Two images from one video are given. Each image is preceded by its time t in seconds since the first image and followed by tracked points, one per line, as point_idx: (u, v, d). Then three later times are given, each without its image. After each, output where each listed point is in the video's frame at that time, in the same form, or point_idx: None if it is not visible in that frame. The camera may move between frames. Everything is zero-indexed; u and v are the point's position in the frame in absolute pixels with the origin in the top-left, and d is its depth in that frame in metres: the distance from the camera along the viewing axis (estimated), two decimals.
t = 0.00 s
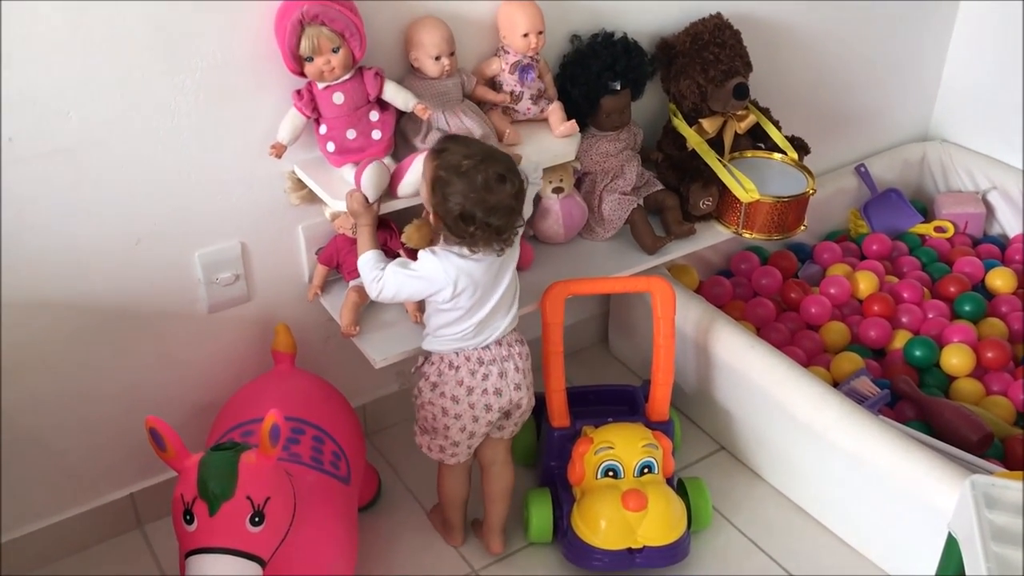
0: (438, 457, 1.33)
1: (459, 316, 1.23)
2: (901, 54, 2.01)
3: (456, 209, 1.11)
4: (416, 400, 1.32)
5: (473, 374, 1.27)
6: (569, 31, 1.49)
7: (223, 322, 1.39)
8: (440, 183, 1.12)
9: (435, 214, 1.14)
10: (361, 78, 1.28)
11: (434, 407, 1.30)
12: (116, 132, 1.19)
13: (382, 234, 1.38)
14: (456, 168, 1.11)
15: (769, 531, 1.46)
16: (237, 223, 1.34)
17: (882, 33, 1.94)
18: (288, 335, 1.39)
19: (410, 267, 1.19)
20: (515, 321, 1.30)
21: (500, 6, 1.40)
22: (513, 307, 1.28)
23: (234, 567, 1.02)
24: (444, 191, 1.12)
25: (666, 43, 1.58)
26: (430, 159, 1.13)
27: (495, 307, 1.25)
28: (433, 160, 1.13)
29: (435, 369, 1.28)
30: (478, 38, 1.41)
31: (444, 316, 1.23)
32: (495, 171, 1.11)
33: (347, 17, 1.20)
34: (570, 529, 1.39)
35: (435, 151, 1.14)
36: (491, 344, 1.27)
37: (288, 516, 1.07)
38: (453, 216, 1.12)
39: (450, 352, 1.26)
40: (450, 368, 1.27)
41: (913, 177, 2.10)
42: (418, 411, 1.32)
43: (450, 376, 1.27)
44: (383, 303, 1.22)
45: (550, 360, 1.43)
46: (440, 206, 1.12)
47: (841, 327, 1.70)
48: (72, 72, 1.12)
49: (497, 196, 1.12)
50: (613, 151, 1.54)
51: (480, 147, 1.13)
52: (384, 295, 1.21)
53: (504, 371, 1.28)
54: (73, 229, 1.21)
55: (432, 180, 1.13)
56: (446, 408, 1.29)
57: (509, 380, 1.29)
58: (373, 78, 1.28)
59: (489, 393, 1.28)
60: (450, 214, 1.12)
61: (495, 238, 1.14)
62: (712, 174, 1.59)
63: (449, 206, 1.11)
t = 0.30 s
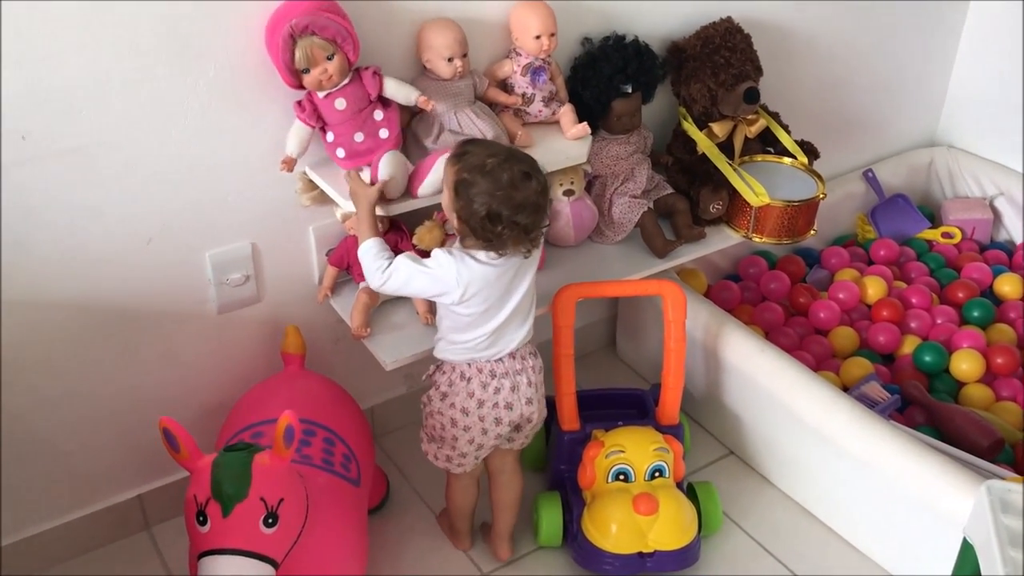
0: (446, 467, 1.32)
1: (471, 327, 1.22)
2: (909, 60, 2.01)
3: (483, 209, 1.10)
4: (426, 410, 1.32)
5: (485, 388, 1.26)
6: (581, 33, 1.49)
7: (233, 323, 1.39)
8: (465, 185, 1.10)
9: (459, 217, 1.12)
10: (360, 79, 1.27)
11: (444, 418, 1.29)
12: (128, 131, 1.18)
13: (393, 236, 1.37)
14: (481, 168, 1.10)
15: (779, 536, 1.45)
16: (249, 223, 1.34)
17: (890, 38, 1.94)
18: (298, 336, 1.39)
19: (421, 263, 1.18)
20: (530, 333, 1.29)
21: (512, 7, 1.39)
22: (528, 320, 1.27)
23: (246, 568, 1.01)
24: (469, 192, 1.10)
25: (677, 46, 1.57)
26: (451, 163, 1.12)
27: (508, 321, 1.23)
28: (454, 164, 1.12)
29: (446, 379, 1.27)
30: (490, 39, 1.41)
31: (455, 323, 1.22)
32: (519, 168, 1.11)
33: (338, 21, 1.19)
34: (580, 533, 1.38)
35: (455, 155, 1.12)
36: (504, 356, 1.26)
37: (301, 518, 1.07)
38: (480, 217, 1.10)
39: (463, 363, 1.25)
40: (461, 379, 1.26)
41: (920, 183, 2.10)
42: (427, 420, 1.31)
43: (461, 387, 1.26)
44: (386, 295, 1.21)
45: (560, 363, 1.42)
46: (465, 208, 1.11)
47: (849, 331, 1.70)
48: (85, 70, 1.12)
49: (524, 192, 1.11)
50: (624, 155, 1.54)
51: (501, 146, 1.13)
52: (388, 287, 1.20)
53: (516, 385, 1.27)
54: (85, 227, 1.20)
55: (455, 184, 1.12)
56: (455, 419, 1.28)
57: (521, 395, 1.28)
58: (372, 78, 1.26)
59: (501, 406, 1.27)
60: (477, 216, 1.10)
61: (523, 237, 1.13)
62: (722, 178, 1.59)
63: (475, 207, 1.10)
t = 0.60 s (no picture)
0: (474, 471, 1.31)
1: (505, 334, 1.21)
2: (923, 58, 2.00)
3: (532, 204, 1.08)
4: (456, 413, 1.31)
5: (517, 397, 1.25)
6: (603, 31, 1.47)
7: (256, 323, 1.37)
8: (510, 183, 1.09)
9: (506, 217, 1.11)
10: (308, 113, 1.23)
11: (475, 424, 1.28)
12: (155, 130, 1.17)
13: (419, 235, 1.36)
14: (524, 163, 1.09)
15: (805, 536, 1.44)
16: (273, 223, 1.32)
17: (905, 36, 1.94)
18: (323, 336, 1.38)
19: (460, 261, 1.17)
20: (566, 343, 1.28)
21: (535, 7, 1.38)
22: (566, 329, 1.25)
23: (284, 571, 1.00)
24: (516, 189, 1.09)
25: (699, 43, 1.56)
26: (493, 164, 1.11)
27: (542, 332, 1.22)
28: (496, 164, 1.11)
29: (478, 387, 1.27)
30: (514, 36, 1.40)
31: (488, 326, 1.21)
32: (563, 158, 1.10)
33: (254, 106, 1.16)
34: (608, 533, 1.38)
35: (494, 157, 1.12)
36: (538, 366, 1.25)
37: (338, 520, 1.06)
38: (529, 213, 1.08)
39: (495, 370, 1.24)
40: (494, 388, 1.25)
41: (933, 180, 2.10)
42: (458, 423, 1.31)
43: (493, 394, 1.26)
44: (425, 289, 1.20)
45: (585, 362, 1.41)
46: (512, 206, 1.09)
47: (870, 330, 1.69)
48: (112, 67, 1.11)
49: (572, 182, 1.09)
50: (646, 152, 1.52)
51: (539, 143, 1.12)
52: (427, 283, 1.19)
53: (549, 396, 1.26)
54: (112, 227, 1.19)
55: (498, 184, 1.10)
56: (486, 425, 1.27)
57: (553, 406, 1.27)
58: (316, 105, 1.22)
59: (533, 414, 1.26)
60: (526, 212, 1.09)
61: (574, 231, 1.11)
62: (744, 176, 1.58)
63: (524, 202, 1.08)
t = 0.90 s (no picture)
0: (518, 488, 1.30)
1: (553, 351, 1.20)
2: (929, 50, 2.01)
3: (608, 209, 1.09)
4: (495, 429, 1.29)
5: (561, 416, 1.24)
6: (624, 28, 1.46)
7: (283, 331, 1.35)
8: (581, 196, 1.09)
9: (582, 230, 1.10)
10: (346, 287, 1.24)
11: (517, 442, 1.26)
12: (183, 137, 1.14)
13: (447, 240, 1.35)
14: (589, 172, 1.09)
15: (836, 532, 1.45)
16: (301, 230, 1.30)
17: (912, 28, 1.94)
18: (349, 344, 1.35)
19: (517, 271, 1.15)
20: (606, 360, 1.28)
21: (558, 6, 1.36)
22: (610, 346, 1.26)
23: None
24: (589, 200, 1.09)
25: (716, 40, 1.55)
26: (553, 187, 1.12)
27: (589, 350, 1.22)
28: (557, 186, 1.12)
29: (518, 404, 1.25)
30: (537, 36, 1.38)
31: (536, 343, 1.20)
32: (619, 157, 1.11)
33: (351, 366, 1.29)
34: (642, 534, 1.37)
35: (552, 176, 1.12)
36: (581, 384, 1.24)
37: (391, 526, 1.09)
38: (608, 220, 1.09)
39: (539, 388, 1.23)
40: (535, 403, 1.24)
41: (938, 172, 2.11)
42: (497, 440, 1.29)
43: (535, 411, 1.24)
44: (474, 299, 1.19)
45: (615, 364, 1.40)
46: (588, 217, 1.09)
47: (888, 324, 1.70)
48: (140, 74, 1.07)
49: (637, 177, 1.11)
50: (665, 151, 1.51)
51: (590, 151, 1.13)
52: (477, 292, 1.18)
53: (591, 414, 1.25)
54: (141, 237, 1.16)
55: (568, 200, 1.10)
56: (528, 443, 1.25)
57: (595, 424, 1.26)
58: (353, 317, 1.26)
59: (577, 432, 1.25)
60: (604, 219, 1.09)
61: (649, 226, 1.12)
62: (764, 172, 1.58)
63: (600, 210, 1.09)
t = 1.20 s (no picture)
0: (582, 519, 1.30)
1: (598, 368, 1.19)
2: (911, 34, 2.03)
3: (627, 210, 1.08)
4: (546, 469, 1.27)
5: (612, 426, 1.24)
6: (622, 19, 1.46)
7: (293, 332, 1.34)
8: (599, 206, 1.08)
9: (608, 240, 1.10)
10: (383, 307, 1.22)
11: (579, 473, 1.26)
12: (199, 140, 1.11)
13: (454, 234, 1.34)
14: (595, 182, 1.09)
15: (844, 510, 1.48)
16: (312, 229, 1.28)
17: (897, 12, 1.96)
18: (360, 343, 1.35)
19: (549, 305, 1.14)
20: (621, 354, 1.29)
21: None
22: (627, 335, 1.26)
23: None
24: (608, 208, 1.08)
25: (712, 28, 1.56)
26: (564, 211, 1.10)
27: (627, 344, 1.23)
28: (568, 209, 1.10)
29: (572, 435, 1.23)
30: (540, 28, 1.37)
31: (580, 370, 1.19)
32: (614, 159, 1.12)
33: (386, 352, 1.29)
34: (659, 521, 1.38)
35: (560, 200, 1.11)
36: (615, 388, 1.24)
37: (421, 526, 1.08)
38: (632, 221, 1.09)
39: (590, 410, 1.22)
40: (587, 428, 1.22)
41: (920, 154, 2.14)
42: (552, 481, 1.27)
43: (590, 435, 1.23)
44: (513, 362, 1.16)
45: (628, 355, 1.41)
46: (610, 225, 1.09)
47: (883, 304, 1.72)
48: (154, 77, 1.03)
49: (640, 170, 1.11)
50: (665, 139, 1.51)
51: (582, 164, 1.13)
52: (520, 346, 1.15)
53: (626, 410, 1.26)
54: (155, 243, 1.13)
55: (585, 216, 1.09)
56: (592, 469, 1.25)
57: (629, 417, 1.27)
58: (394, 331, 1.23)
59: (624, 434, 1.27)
60: (628, 220, 1.09)
61: (666, 212, 1.13)
62: (761, 158, 1.60)
63: (621, 214, 1.08)
